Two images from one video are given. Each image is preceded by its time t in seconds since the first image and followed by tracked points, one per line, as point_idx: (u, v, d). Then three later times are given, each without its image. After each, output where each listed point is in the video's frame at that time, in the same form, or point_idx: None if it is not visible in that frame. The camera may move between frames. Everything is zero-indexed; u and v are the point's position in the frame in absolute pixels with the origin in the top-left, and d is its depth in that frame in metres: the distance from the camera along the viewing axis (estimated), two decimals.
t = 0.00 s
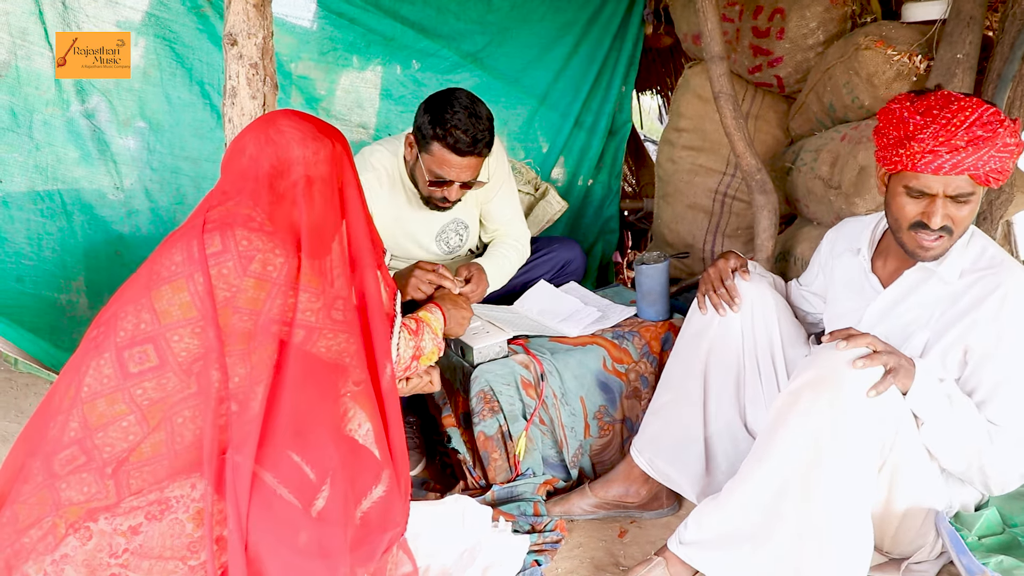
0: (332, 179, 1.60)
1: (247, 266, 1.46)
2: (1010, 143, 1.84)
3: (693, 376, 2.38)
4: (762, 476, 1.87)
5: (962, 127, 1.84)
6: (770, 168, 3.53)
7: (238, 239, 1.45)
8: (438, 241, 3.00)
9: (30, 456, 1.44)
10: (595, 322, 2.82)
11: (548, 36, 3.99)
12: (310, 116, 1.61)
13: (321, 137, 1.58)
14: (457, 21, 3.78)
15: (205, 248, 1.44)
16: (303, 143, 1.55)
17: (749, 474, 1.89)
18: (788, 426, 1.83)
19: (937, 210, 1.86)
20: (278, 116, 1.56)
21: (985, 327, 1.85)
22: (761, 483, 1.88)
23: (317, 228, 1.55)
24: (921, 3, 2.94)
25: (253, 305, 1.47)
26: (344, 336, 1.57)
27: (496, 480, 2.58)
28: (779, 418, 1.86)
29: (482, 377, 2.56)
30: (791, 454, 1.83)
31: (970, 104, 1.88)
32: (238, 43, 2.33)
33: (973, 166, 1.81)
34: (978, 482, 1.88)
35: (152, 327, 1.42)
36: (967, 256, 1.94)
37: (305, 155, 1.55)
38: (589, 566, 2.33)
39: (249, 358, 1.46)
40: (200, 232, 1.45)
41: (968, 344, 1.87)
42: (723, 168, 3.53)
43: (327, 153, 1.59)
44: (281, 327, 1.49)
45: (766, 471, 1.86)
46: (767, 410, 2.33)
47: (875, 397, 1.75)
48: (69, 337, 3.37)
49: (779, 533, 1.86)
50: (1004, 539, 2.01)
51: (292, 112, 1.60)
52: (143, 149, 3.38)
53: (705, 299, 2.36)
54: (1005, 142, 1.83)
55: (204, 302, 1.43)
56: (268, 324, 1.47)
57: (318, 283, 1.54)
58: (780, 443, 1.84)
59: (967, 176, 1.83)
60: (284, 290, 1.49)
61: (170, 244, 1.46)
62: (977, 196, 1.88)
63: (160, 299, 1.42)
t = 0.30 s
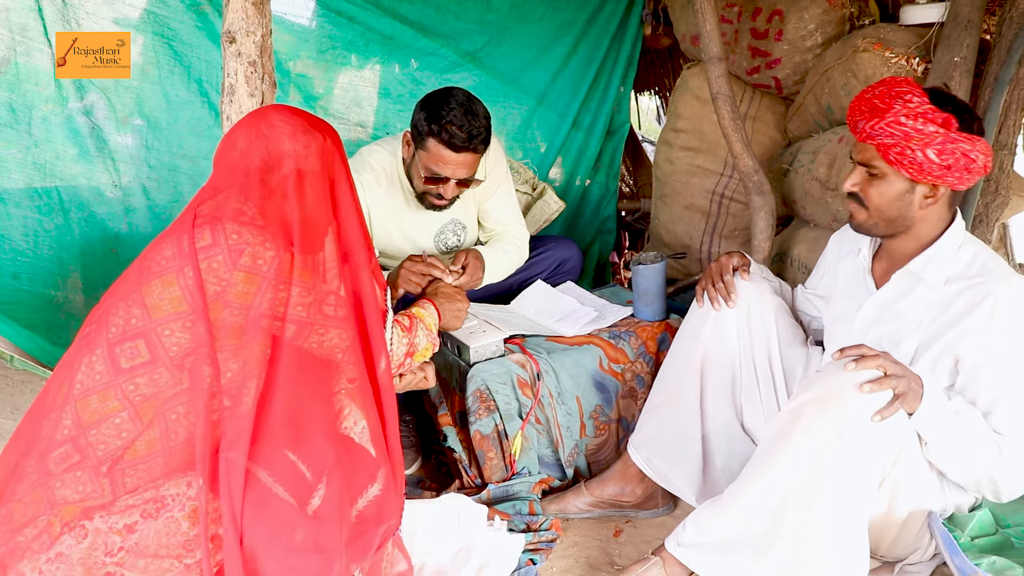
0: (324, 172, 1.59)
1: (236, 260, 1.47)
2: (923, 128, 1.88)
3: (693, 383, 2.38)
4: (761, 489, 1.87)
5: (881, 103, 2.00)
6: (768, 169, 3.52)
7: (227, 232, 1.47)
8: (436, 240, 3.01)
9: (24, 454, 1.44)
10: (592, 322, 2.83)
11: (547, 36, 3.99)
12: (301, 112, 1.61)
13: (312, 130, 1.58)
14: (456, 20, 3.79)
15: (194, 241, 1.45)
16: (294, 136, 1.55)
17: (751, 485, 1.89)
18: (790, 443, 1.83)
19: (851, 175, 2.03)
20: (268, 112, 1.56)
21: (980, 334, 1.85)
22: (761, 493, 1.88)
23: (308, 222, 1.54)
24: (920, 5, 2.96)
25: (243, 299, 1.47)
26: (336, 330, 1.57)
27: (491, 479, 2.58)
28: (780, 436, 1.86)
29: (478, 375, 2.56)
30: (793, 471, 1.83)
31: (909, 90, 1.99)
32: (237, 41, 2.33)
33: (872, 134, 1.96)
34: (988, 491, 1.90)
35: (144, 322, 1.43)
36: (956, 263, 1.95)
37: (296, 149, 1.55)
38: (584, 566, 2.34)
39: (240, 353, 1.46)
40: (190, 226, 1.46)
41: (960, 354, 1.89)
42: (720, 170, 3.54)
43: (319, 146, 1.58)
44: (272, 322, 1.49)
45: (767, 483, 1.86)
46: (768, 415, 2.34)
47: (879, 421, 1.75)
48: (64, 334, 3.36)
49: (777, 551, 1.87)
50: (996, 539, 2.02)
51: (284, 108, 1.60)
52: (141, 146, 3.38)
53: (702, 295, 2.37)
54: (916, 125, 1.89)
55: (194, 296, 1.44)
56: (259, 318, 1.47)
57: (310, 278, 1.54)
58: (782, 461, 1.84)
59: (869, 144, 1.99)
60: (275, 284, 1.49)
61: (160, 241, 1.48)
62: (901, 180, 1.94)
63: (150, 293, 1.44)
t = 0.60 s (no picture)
0: (304, 168, 1.58)
1: (216, 260, 1.46)
2: (848, 115, 1.93)
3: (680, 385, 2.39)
4: (760, 518, 1.87)
5: (816, 92, 2.06)
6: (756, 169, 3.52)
7: (207, 232, 1.46)
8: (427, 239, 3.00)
9: (6, 455, 1.43)
10: (580, 321, 2.82)
11: (537, 35, 4.00)
12: (281, 106, 1.59)
13: (291, 126, 1.57)
14: (445, 19, 3.79)
15: (174, 241, 1.44)
16: (273, 133, 1.53)
17: (750, 515, 1.88)
18: (791, 481, 1.82)
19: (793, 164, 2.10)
20: (248, 107, 1.54)
21: (932, 321, 1.87)
22: (760, 520, 1.87)
23: (294, 216, 1.54)
24: (906, 5, 2.97)
25: (223, 299, 1.46)
26: (320, 330, 1.57)
27: (480, 477, 2.59)
28: (784, 473, 1.84)
29: (466, 374, 2.56)
30: (794, 509, 1.83)
31: (844, 80, 2.03)
32: (224, 39, 2.32)
33: (807, 122, 2.04)
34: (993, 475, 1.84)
35: (125, 323, 1.42)
36: (899, 253, 1.99)
37: (276, 146, 1.53)
38: (572, 563, 2.34)
39: (222, 350, 1.46)
40: (171, 226, 1.46)
41: (914, 341, 1.91)
42: (709, 169, 3.55)
43: (298, 143, 1.57)
44: (255, 320, 1.49)
45: (766, 515, 1.86)
46: (759, 419, 2.34)
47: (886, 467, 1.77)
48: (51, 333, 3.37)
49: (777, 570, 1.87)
50: (982, 535, 2.09)
51: (263, 102, 1.59)
52: (130, 145, 3.37)
53: (685, 293, 2.38)
54: (842, 113, 1.95)
55: (174, 297, 1.43)
56: (240, 318, 1.47)
57: (294, 278, 1.53)
58: (784, 498, 1.84)
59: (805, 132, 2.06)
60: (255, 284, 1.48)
61: (140, 241, 1.47)
62: (833, 168, 1.99)
63: (131, 294, 1.42)
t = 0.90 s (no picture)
0: (291, 166, 1.59)
1: (201, 262, 1.44)
2: (808, 114, 2.01)
3: (673, 387, 2.39)
4: (762, 540, 1.82)
5: (778, 93, 2.13)
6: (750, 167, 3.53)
7: (192, 233, 1.44)
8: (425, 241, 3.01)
9: None
10: (574, 318, 2.84)
11: (530, 33, 3.99)
12: (266, 103, 1.60)
13: (277, 123, 1.57)
14: (437, 18, 3.79)
15: (159, 244, 1.42)
16: (259, 131, 1.54)
17: (748, 542, 1.85)
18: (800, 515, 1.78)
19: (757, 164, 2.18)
20: (232, 105, 1.54)
21: (890, 315, 1.90)
22: (752, 550, 1.84)
23: (285, 218, 1.55)
24: (899, 3, 2.97)
25: (208, 301, 1.45)
26: (310, 329, 1.56)
27: (474, 476, 2.60)
28: (790, 507, 1.80)
29: (460, 373, 2.57)
30: (793, 542, 1.79)
31: (804, 82, 2.10)
32: (216, 39, 2.32)
33: (769, 123, 2.11)
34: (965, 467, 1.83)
35: (111, 325, 1.40)
36: (859, 246, 2.03)
37: (262, 144, 1.54)
38: (566, 561, 2.34)
39: (210, 352, 1.45)
40: (156, 227, 1.44)
41: (878, 336, 1.93)
42: (702, 167, 3.56)
43: (284, 140, 1.57)
44: (242, 323, 1.48)
45: (767, 546, 1.82)
46: (752, 414, 2.35)
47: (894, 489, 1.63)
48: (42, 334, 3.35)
49: None
50: (976, 531, 2.10)
51: (247, 100, 1.59)
52: (122, 145, 3.36)
53: (677, 292, 2.38)
54: (802, 112, 2.02)
55: (159, 299, 1.41)
56: (225, 321, 1.46)
57: (287, 280, 1.54)
58: (785, 529, 1.79)
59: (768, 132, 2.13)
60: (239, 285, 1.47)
61: (125, 245, 1.45)
62: (794, 168, 2.06)
63: (117, 296, 1.41)
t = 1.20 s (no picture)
0: (286, 165, 1.58)
1: (189, 268, 1.43)
2: (794, 116, 1.99)
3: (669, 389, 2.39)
4: (749, 554, 1.83)
5: (761, 95, 2.11)
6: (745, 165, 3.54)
7: (180, 237, 1.43)
8: (417, 212, 3.14)
9: None
10: (570, 318, 2.82)
11: (525, 32, 3.99)
12: (259, 101, 1.59)
13: (272, 122, 1.57)
14: (433, 17, 3.78)
15: (148, 246, 1.42)
16: (253, 129, 1.54)
17: (750, 550, 1.83)
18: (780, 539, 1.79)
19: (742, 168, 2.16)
20: (226, 103, 1.54)
21: (875, 318, 1.90)
22: (752, 556, 1.83)
23: (276, 219, 1.55)
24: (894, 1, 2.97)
25: (198, 309, 1.44)
26: (305, 328, 1.55)
27: (470, 475, 2.58)
28: (778, 522, 1.82)
29: (455, 372, 2.56)
30: (789, 556, 1.78)
31: (788, 83, 2.08)
32: (210, 38, 2.31)
33: (753, 126, 2.09)
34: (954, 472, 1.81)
35: (99, 328, 1.40)
36: (844, 246, 2.03)
37: (257, 143, 1.54)
38: (563, 560, 2.34)
39: (199, 358, 1.43)
40: (146, 229, 1.44)
41: (864, 339, 1.94)
42: (698, 165, 3.55)
43: (280, 139, 1.57)
44: (233, 331, 1.46)
45: (766, 555, 1.81)
46: (746, 413, 2.36)
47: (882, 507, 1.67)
48: (37, 333, 3.34)
49: None
50: (971, 529, 2.10)
51: (242, 98, 1.59)
52: (117, 145, 3.36)
53: (673, 291, 2.39)
54: (787, 114, 2.00)
55: (147, 303, 1.40)
56: (214, 332, 1.44)
57: (279, 284, 1.53)
58: (773, 544, 1.80)
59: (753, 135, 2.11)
60: (228, 293, 1.45)
61: (116, 246, 1.45)
62: (782, 169, 2.04)
63: (106, 299, 1.40)
